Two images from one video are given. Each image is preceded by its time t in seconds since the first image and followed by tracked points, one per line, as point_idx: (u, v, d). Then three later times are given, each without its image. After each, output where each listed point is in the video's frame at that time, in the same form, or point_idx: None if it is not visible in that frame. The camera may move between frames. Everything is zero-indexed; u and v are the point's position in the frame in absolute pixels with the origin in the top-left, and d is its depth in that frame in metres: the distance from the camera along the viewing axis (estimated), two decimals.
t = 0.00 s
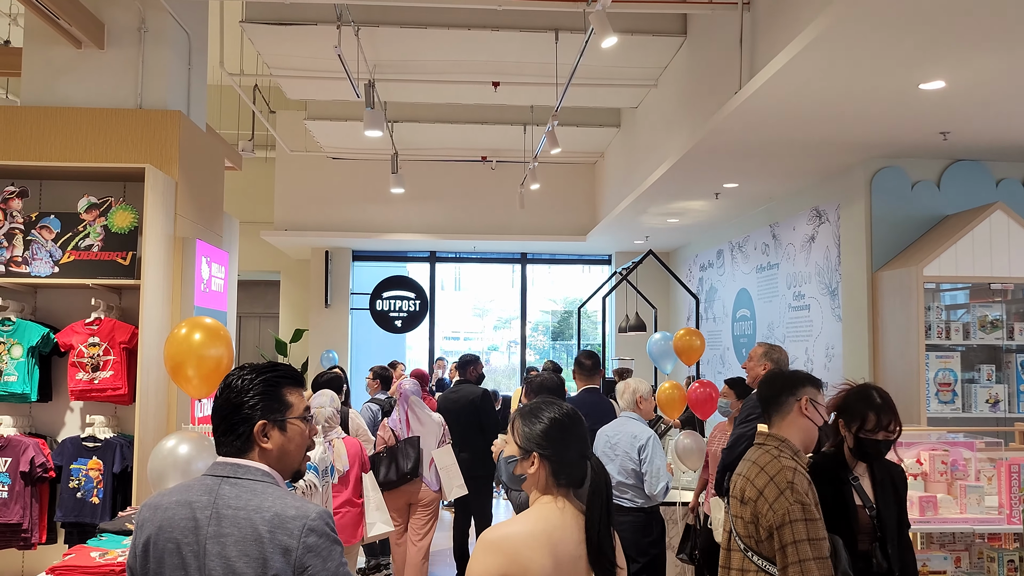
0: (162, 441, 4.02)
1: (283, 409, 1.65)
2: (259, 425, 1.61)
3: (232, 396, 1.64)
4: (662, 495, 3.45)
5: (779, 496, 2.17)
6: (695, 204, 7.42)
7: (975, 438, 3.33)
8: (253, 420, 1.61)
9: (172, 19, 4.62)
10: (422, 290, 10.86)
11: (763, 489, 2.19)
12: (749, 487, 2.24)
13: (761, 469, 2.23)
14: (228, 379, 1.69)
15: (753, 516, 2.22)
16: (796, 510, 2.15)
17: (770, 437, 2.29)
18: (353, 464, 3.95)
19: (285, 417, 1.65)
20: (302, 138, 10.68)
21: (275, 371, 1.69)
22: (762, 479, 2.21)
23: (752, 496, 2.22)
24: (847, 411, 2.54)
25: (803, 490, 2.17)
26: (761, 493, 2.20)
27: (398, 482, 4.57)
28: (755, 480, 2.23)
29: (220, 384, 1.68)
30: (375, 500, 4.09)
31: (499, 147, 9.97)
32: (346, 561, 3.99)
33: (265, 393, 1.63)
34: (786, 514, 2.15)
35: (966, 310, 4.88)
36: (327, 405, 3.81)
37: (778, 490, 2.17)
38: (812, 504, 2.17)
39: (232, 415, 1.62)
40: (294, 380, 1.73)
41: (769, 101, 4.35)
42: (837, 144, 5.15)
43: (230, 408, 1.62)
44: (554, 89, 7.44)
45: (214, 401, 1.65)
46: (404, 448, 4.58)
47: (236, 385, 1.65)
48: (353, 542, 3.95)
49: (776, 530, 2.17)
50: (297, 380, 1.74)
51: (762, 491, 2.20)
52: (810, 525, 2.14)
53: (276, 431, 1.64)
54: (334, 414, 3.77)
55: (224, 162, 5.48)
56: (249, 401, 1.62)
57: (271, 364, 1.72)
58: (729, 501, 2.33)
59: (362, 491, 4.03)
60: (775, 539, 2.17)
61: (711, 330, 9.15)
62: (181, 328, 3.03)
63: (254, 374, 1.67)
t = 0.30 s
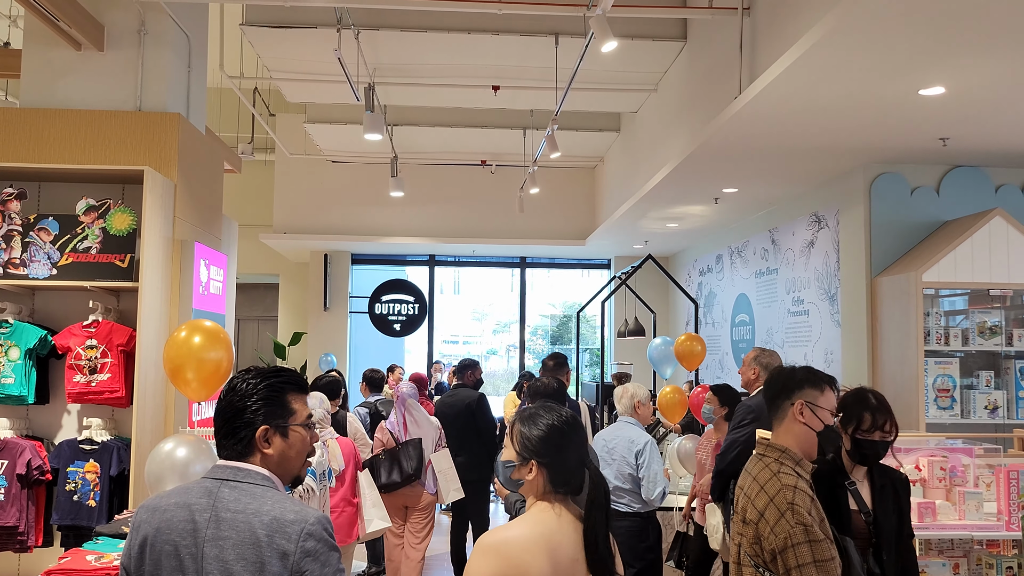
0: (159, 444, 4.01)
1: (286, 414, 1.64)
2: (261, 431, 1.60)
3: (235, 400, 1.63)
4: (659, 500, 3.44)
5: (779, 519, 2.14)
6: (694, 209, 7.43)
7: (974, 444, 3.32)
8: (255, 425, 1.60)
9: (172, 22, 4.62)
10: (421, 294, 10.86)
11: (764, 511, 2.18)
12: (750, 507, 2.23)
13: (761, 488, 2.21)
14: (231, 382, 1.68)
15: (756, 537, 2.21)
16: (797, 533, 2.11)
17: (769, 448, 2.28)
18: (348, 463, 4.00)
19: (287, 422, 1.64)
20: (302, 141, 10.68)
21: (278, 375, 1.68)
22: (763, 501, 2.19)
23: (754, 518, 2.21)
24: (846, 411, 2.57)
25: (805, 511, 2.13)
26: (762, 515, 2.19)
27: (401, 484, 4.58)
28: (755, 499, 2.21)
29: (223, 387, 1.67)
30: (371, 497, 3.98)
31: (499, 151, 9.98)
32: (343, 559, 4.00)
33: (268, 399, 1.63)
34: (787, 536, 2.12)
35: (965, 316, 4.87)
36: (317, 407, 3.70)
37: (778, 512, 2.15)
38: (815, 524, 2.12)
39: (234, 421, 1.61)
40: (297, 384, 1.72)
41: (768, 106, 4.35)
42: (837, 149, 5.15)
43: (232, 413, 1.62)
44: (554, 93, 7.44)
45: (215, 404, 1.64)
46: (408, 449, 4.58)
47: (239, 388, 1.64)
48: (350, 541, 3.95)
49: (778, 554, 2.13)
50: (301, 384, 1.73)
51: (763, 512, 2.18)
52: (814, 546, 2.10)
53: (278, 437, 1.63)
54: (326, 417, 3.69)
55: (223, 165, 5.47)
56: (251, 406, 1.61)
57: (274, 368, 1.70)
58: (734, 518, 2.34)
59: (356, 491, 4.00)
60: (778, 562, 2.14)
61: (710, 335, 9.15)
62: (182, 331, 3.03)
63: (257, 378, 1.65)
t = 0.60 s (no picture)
0: (152, 447, 3.99)
1: (285, 417, 1.63)
2: (260, 433, 1.59)
3: (234, 403, 1.61)
4: (653, 504, 3.44)
5: (793, 530, 2.05)
6: (690, 213, 7.43)
7: (971, 448, 3.31)
8: (254, 428, 1.58)
9: (168, 23, 4.61)
10: (416, 296, 10.85)
11: (776, 522, 2.08)
12: (761, 518, 2.14)
13: (774, 497, 2.11)
14: (228, 383, 1.66)
15: (767, 549, 2.12)
16: (811, 545, 2.02)
17: (777, 454, 2.18)
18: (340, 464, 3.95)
19: (286, 425, 1.63)
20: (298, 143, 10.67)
21: (276, 378, 1.67)
22: (776, 511, 2.09)
23: (766, 529, 2.12)
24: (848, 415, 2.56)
25: (821, 522, 2.04)
26: (774, 525, 2.10)
27: (396, 488, 4.56)
28: (768, 509, 2.12)
29: (221, 390, 1.65)
30: (362, 498, 4.03)
31: (495, 154, 9.98)
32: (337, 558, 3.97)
33: (266, 401, 1.61)
34: (800, 549, 2.03)
35: (959, 320, 4.89)
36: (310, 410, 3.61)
37: (792, 522, 2.05)
38: (831, 537, 2.02)
39: (232, 424, 1.59)
40: (295, 387, 1.71)
41: (764, 110, 4.36)
42: (832, 154, 5.17)
43: (231, 415, 1.60)
44: (550, 96, 7.45)
45: (213, 407, 1.63)
46: (403, 453, 4.58)
47: (238, 391, 1.63)
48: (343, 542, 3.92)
49: (791, 566, 2.04)
50: (299, 387, 1.71)
51: (775, 523, 2.09)
52: (828, 561, 2.00)
53: (276, 439, 1.61)
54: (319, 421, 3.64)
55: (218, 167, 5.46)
56: (249, 408, 1.60)
57: (272, 371, 1.69)
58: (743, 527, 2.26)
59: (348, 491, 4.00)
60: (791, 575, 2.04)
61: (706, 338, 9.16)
62: (179, 333, 3.01)
63: (256, 380, 1.64)
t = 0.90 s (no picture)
0: (145, 448, 3.97)
1: (290, 423, 1.62)
2: (267, 439, 1.58)
3: (240, 408, 1.57)
4: (646, 508, 3.44)
5: (808, 540, 1.99)
6: (685, 215, 7.44)
7: (964, 450, 3.32)
8: (262, 435, 1.57)
9: (162, 22, 4.59)
10: (410, 297, 10.84)
11: (789, 532, 2.02)
12: (771, 528, 2.06)
13: (785, 506, 2.04)
14: (233, 387, 1.62)
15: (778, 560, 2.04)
16: (828, 555, 1.97)
17: (782, 461, 2.13)
18: (331, 466, 3.94)
19: (290, 431, 1.63)
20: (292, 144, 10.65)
21: (281, 383, 1.65)
22: (788, 521, 2.03)
23: (776, 539, 2.05)
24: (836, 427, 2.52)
25: (835, 531, 1.99)
26: (786, 536, 2.03)
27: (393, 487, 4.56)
28: (778, 519, 2.05)
29: (225, 393, 1.61)
30: (353, 499, 3.93)
31: (490, 155, 9.97)
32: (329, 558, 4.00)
33: (273, 407, 1.59)
34: (817, 559, 1.97)
35: (951, 323, 4.91)
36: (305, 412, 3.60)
37: (807, 532, 1.99)
38: (846, 546, 1.99)
39: (239, 430, 1.56)
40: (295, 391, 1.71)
41: (759, 113, 4.37)
42: (826, 157, 5.19)
43: (237, 421, 1.57)
44: (545, 98, 7.45)
45: (217, 410, 1.58)
46: (402, 453, 4.55)
47: (244, 395, 1.59)
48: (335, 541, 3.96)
49: None
50: (300, 391, 1.71)
51: (788, 533, 2.02)
52: (844, 570, 1.97)
53: (281, 446, 1.61)
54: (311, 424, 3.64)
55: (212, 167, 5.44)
56: (257, 416, 1.58)
57: (275, 375, 1.67)
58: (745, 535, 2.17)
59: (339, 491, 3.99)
60: None
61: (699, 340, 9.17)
62: (176, 333, 2.99)
63: (263, 386, 1.62)
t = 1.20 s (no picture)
0: (138, 447, 3.95)
1: (288, 426, 1.62)
2: (266, 443, 1.58)
3: (240, 411, 1.56)
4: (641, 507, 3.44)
5: (830, 553, 1.87)
6: (679, 214, 7.45)
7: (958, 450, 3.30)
8: (261, 438, 1.57)
9: (155, 18, 4.56)
10: (404, 296, 10.82)
11: (809, 544, 1.89)
12: (788, 539, 1.93)
13: (802, 516, 1.92)
14: (233, 389, 1.60)
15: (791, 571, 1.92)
16: (849, 567, 1.86)
17: (793, 466, 2.03)
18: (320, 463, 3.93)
19: (288, 433, 1.63)
20: (285, 142, 10.62)
21: (281, 385, 1.64)
22: (807, 532, 1.90)
23: (794, 551, 1.91)
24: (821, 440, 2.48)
25: (855, 543, 1.89)
26: (804, 547, 1.90)
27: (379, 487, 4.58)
28: (795, 530, 1.92)
29: (224, 395, 1.60)
30: (344, 494, 3.98)
31: (484, 153, 9.95)
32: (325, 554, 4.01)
33: (273, 411, 1.59)
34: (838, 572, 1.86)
35: (943, 323, 4.93)
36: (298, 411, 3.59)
37: (828, 544, 1.87)
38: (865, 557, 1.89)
39: (238, 434, 1.56)
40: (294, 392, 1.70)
41: (753, 113, 4.38)
42: (819, 157, 5.20)
43: (237, 425, 1.56)
44: (539, 97, 7.44)
45: (216, 413, 1.58)
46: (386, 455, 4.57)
47: (244, 398, 1.58)
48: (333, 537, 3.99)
49: None
50: (300, 392, 1.70)
51: (807, 546, 1.90)
52: None
53: (279, 449, 1.61)
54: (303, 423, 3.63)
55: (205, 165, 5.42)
56: (256, 419, 1.57)
57: (275, 375, 1.66)
58: (751, 544, 2.04)
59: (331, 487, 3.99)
60: None
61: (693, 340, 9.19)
62: (174, 333, 2.98)
63: (264, 388, 1.61)
